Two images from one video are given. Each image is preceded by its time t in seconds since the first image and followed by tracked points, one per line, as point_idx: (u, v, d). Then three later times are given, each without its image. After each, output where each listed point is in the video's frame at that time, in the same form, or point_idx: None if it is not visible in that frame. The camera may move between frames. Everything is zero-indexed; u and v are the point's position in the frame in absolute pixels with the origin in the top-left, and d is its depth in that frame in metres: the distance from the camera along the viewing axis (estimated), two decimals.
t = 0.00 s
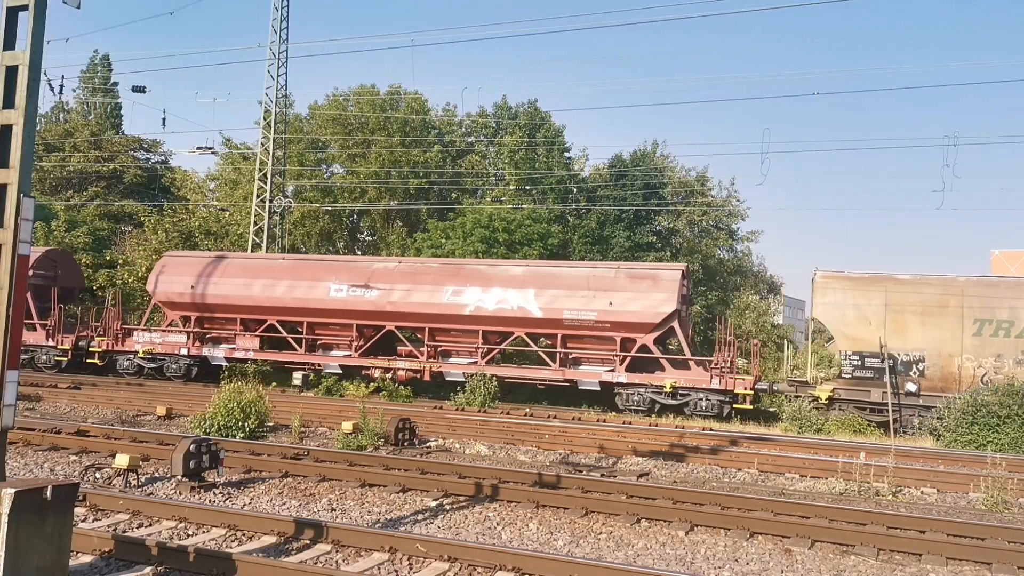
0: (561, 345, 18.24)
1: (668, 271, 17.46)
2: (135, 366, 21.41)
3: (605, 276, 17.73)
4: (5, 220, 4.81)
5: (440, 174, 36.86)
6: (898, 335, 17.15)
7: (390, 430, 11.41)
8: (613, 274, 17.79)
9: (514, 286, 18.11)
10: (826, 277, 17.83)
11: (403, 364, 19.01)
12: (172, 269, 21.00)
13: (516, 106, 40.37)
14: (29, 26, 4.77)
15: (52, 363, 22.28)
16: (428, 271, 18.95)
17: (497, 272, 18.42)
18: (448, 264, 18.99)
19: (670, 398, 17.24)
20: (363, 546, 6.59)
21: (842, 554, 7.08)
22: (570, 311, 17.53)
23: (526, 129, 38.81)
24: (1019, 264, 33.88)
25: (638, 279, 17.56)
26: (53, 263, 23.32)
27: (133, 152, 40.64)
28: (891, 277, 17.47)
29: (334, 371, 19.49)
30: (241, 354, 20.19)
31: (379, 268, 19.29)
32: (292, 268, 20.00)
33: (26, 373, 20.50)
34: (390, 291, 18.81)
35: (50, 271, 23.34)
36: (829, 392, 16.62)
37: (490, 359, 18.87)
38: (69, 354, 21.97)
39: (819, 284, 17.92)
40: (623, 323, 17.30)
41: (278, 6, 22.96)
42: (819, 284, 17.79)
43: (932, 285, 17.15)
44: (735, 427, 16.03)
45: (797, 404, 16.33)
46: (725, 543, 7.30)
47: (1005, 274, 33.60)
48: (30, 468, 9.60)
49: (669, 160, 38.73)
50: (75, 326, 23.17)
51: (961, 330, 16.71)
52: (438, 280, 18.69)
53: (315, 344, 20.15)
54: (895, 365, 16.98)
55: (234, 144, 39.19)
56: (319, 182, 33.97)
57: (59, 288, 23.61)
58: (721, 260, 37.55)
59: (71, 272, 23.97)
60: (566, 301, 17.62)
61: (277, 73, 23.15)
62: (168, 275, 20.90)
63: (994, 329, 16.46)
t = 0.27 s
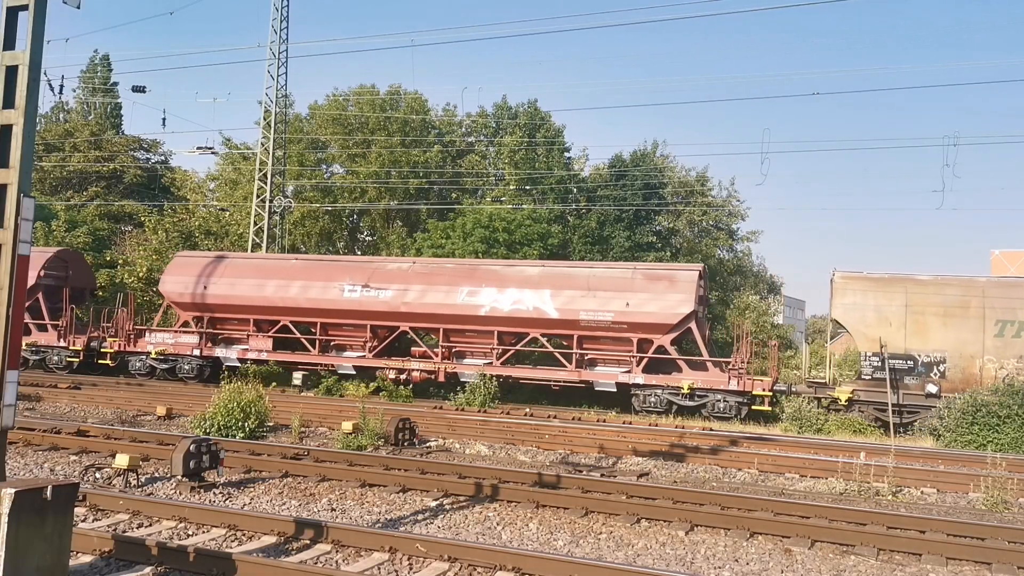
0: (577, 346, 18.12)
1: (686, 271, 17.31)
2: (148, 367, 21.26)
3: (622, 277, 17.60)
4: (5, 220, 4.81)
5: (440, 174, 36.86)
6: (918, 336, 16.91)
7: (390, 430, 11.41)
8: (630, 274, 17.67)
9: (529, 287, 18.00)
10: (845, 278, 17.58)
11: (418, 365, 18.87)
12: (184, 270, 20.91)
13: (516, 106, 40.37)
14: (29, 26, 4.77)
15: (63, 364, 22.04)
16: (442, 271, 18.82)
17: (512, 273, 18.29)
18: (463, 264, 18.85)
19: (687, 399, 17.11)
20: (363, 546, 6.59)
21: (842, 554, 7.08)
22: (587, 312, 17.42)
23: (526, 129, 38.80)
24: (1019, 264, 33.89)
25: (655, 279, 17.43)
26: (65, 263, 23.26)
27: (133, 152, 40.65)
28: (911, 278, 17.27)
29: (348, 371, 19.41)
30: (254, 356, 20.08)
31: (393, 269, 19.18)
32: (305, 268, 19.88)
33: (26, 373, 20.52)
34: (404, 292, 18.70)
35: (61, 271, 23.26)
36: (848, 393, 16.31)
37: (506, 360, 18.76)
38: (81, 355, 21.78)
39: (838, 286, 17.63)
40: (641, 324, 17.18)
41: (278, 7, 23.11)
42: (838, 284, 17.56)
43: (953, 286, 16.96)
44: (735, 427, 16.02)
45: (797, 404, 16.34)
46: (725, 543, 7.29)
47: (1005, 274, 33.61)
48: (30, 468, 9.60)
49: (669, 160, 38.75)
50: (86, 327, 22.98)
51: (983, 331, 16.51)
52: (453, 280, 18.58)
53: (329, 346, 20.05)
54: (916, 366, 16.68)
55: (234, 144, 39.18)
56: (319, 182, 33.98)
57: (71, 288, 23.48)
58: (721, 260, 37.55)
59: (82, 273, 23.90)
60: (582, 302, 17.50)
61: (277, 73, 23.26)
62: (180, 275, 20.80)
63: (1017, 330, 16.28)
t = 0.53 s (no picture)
0: (595, 347, 18.00)
1: (705, 271, 17.24)
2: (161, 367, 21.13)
3: (640, 277, 17.51)
4: (5, 220, 4.81)
5: (440, 174, 36.87)
6: (941, 337, 16.68)
7: (390, 430, 11.41)
8: (648, 275, 17.59)
9: (547, 287, 17.92)
10: (867, 279, 17.27)
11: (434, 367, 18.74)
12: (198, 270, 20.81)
13: (516, 106, 40.37)
14: (29, 26, 4.77)
15: (76, 365, 21.93)
16: (459, 272, 18.74)
17: (529, 274, 18.23)
18: (479, 265, 18.77)
19: (707, 401, 17.04)
20: (363, 546, 6.59)
21: (842, 554, 7.08)
22: (605, 313, 17.33)
23: (526, 129, 38.79)
24: (1019, 264, 33.90)
25: (674, 279, 17.36)
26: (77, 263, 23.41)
27: (133, 152, 40.67)
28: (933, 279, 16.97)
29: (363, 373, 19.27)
30: (268, 356, 19.93)
31: (408, 269, 19.12)
32: (320, 269, 19.81)
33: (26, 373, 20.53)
34: (420, 293, 18.63)
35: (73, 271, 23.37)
36: (870, 395, 16.20)
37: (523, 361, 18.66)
38: (94, 356, 21.64)
39: (859, 287, 17.32)
40: (659, 325, 17.10)
41: (278, 6, 23.14)
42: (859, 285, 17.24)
43: (976, 287, 16.65)
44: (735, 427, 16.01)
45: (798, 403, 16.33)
46: (725, 543, 7.30)
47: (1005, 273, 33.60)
48: (30, 468, 9.60)
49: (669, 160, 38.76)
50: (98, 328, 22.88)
51: (1007, 331, 16.31)
52: (470, 281, 18.50)
53: (343, 346, 20.00)
54: (938, 367, 16.50)
55: (233, 144, 39.18)
56: (319, 182, 33.97)
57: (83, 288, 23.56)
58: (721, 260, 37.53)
59: (93, 273, 24.03)
60: (601, 303, 17.41)
61: (277, 73, 23.31)
62: (193, 276, 20.70)
63: None
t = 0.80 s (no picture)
0: (612, 348, 17.94)
1: (723, 271, 17.16)
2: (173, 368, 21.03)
3: (657, 278, 17.45)
4: (5, 220, 4.81)
5: (440, 174, 36.88)
6: (963, 338, 16.53)
7: (390, 430, 11.41)
8: (665, 275, 17.54)
9: (563, 288, 17.90)
10: (888, 279, 17.10)
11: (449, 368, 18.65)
12: (211, 270, 20.83)
13: (516, 106, 40.38)
14: (29, 26, 4.77)
15: (88, 366, 21.93)
16: (474, 273, 18.72)
17: (545, 274, 18.19)
18: (495, 265, 18.75)
19: (725, 402, 16.96)
20: (363, 546, 6.59)
21: (842, 554, 7.08)
22: (622, 314, 17.30)
23: (526, 129, 38.80)
24: (1019, 264, 33.88)
25: (692, 280, 17.29)
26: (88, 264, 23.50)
27: (133, 152, 40.70)
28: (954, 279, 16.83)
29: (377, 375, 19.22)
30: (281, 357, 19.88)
31: (423, 270, 19.11)
32: (334, 269, 19.79)
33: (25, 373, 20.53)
34: (435, 293, 18.62)
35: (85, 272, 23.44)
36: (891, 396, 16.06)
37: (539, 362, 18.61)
38: (106, 357, 21.57)
39: (880, 288, 17.14)
40: (677, 326, 17.06)
41: (278, 7, 23.28)
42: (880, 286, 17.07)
43: (1000, 288, 16.46)
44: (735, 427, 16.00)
45: (797, 404, 16.38)
46: (725, 543, 7.30)
47: (1005, 273, 33.60)
48: (30, 468, 9.60)
49: (669, 160, 38.78)
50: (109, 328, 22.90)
51: None
52: (486, 281, 18.48)
53: (357, 347, 19.94)
54: (960, 368, 16.36)
55: (234, 144, 39.19)
56: (319, 182, 33.96)
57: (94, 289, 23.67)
58: (721, 260, 37.51)
59: (103, 274, 24.15)
60: (617, 304, 17.38)
61: (277, 73, 23.47)
62: (207, 276, 20.73)
63: None
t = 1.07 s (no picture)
0: (628, 349, 17.91)
1: (740, 272, 17.09)
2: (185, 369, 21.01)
3: (673, 278, 17.41)
4: (5, 220, 4.82)
5: (440, 174, 36.87)
6: (984, 339, 16.65)
7: (390, 430, 11.41)
8: (681, 276, 17.48)
9: (579, 288, 17.84)
10: (906, 281, 17.20)
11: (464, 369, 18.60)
12: (223, 271, 20.72)
13: (516, 106, 40.40)
14: (29, 26, 4.77)
15: (99, 367, 21.95)
16: (489, 273, 18.67)
17: (560, 274, 18.12)
18: (510, 266, 18.69)
19: (744, 404, 16.91)
20: (363, 546, 6.59)
21: (842, 554, 7.08)
22: (639, 314, 17.25)
23: (526, 129, 38.81)
24: (1019, 264, 33.89)
25: (709, 280, 17.23)
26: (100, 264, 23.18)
27: (132, 152, 40.73)
28: (974, 280, 16.95)
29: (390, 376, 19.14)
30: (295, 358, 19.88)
31: (437, 270, 19.04)
32: (347, 270, 19.72)
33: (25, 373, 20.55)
34: (450, 294, 18.57)
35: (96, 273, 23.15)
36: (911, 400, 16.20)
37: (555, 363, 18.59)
38: (117, 357, 21.62)
39: (899, 288, 17.29)
40: (694, 327, 17.02)
41: (278, 6, 23.47)
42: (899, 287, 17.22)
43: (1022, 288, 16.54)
44: (735, 427, 16.00)
45: (797, 403, 16.37)
46: (725, 543, 7.30)
47: (1005, 274, 33.60)
48: (30, 468, 9.60)
49: (669, 160, 38.81)
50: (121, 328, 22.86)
51: None
52: (501, 282, 18.43)
53: (371, 348, 19.90)
54: (981, 369, 16.54)
55: (233, 144, 39.19)
56: (319, 182, 33.95)
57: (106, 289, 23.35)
58: (721, 260, 37.49)
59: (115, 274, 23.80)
60: (634, 304, 17.34)
61: (276, 73, 23.57)
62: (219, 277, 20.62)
63: None
